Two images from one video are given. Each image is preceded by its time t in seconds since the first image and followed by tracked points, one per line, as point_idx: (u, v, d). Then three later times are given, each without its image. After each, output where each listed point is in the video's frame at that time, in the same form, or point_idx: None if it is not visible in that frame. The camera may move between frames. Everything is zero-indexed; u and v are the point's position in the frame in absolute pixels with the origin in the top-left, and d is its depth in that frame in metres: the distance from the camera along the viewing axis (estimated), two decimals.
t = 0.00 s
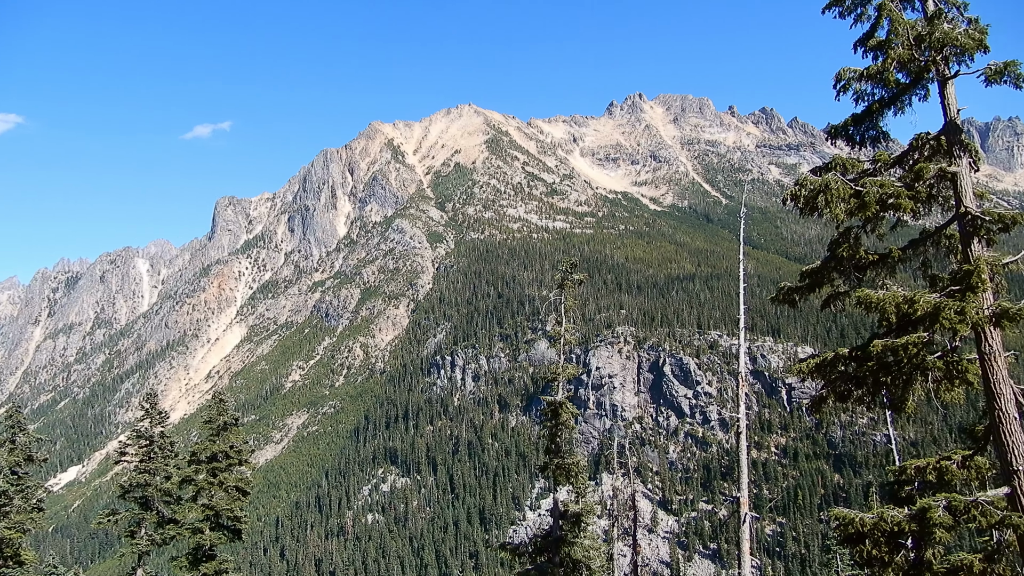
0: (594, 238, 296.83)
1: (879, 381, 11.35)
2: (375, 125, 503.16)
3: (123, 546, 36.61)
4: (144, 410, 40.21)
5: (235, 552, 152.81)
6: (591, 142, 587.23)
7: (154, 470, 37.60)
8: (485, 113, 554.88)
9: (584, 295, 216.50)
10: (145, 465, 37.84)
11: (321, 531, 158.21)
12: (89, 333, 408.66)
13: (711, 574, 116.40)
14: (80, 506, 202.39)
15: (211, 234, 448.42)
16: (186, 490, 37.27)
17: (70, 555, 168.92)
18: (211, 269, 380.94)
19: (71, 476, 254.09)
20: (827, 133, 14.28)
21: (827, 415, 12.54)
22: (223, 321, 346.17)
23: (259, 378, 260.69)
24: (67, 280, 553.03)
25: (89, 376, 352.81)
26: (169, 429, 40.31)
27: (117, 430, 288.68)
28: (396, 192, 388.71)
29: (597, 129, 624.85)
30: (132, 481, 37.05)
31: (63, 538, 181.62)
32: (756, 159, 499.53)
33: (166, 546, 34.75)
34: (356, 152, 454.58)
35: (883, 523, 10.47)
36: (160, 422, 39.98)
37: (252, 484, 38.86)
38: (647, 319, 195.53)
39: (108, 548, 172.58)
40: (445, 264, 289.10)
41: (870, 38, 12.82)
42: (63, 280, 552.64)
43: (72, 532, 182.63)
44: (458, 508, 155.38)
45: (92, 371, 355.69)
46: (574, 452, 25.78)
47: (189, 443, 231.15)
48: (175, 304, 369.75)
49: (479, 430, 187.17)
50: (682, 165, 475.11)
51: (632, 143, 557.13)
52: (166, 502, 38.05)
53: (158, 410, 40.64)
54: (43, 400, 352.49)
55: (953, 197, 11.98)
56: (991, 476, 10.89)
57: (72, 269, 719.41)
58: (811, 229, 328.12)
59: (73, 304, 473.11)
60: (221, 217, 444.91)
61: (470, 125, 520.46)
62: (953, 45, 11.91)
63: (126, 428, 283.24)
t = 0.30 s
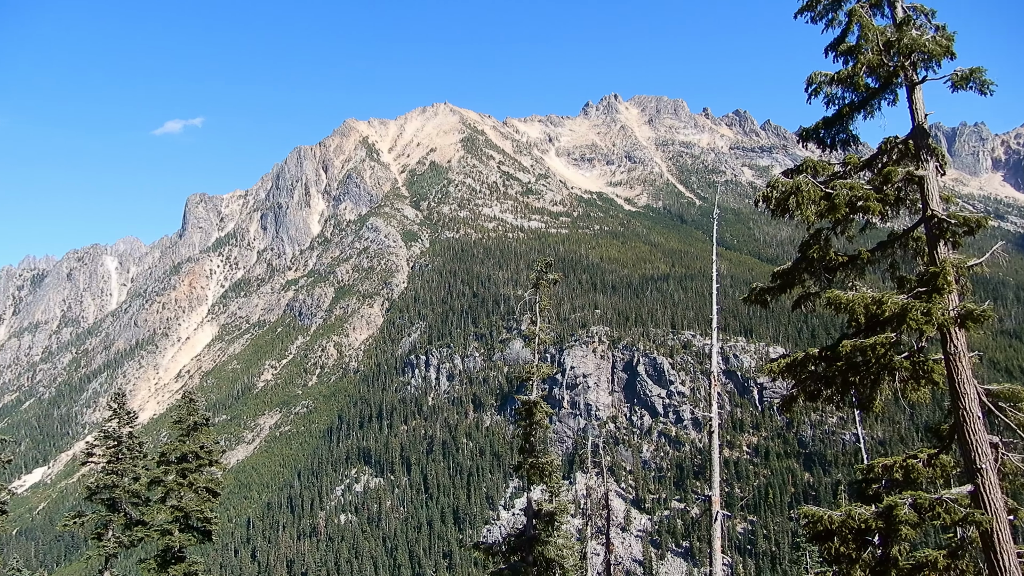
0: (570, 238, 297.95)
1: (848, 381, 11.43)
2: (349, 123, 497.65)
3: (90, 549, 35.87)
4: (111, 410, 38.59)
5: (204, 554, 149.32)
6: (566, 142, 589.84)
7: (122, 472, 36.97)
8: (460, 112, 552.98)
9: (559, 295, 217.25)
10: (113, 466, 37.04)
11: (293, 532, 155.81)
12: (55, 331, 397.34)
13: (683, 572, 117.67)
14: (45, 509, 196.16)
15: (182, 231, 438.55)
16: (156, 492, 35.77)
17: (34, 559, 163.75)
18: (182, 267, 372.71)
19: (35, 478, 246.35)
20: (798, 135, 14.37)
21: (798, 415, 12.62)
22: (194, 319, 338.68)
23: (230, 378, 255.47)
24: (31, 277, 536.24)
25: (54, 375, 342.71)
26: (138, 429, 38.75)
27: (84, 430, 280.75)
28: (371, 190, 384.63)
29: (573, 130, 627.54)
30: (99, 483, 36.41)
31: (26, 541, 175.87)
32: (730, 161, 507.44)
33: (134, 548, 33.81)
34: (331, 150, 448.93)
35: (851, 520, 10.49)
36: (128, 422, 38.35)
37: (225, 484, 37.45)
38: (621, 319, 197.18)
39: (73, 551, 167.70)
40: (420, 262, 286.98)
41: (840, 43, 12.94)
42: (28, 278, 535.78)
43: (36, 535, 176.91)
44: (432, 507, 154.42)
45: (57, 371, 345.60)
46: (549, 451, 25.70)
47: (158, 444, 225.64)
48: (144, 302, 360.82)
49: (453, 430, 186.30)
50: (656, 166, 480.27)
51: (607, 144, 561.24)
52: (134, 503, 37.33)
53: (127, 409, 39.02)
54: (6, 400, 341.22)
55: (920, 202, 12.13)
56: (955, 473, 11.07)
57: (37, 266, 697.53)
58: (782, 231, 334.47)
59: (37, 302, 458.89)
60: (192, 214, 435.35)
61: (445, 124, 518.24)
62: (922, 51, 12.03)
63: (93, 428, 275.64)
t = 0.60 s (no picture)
0: (545, 238, 298.57)
1: (819, 381, 11.47)
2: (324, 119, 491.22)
3: (54, 551, 34.51)
4: (77, 408, 37.21)
5: (173, 556, 145.54)
6: (542, 142, 591.31)
7: (89, 472, 35.52)
8: (436, 110, 550.03)
9: (534, 295, 217.77)
10: (79, 466, 35.61)
11: (265, 533, 153.01)
12: (20, 330, 384.51)
13: (655, 570, 118.82)
14: (7, 511, 189.36)
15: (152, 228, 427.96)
16: (123, 492, 34.59)
17: None
18: (152, 265, 363.60)
19: None
20: (771, 139, 14.42)
21: (768, 414, 12.73)
22: (164, 317, 330.40)
23: (201, 377, 249.73)
24: None
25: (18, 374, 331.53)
26: (106, 428, 37.55)
27: (49, 430, 271.88)
28: (346, 188, 380.15)
29: (549, 130, 629.49)
30: (65, 483, 34.82)
31: None
32: (704, 163, 514.31)
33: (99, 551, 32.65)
34: (305, 147, 442.49)
35: (818, 519, 10.54)
36: (96, 422, 37.10)
37: (194, 484, 36.33)
38: (596, 319, 198.46)
39: (38, 553, 162.48)
40: (395, 261, 284.39)
41: (813, 47, 12.96)
42: None
43: None
44: (405, 507, 153.10)
45: (21, 370, 334.28)
46: (522, 450, 25.58)
47: (125, 445, 219.65)
48: (111, 300, 351.13)
49: (427, 429, 185.24)
50: (631, 168, 484.68)
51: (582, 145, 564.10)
52: (101, 504, 35.98)
53: (94, 409, 37.69)
54: None
55: (888, 203, 12.29)
56: (920, 472, 11.22)
57: None
58: (754, 232, 340.16)
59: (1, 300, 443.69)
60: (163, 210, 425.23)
61: (421, 122, 514.97)
62: (892, 56, 12.16)
63: (59, 428, 267.10)
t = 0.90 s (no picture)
0: (520, 238, 298.84)
1: (788, 381, 11.55)
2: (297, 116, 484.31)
3: (17, 554, 33.22)
4: (42, 408, 36.10)
5: (139, 557, 140.90)
6: (517, 142, 591.77)
7: (53, 473, 34.40)
8: (411, 108, 546.24)
9: (508, 295, 217.90)
10: (43, 467, 34.50)
11: (234, 534, 149.80)
12: None
13: (627, 568, 119.97)
14: None
15: (120, 225, 416.84)
16: (88, 494, 33.28)
17: None
18: (120, 262, 354.11)
19: None
20: (744, 141, 14.49)
21: (739, 413, 12.79)
22: (132, 315, 321.77)
23: (169, 376, 243.78)
24: None
25: None
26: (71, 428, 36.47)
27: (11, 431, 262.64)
28: (319, 186, 374.95)
29: (524, 130, 629.95)
30: (28, 484, 33.67)
31: None
32: (677, 165, 520.81)
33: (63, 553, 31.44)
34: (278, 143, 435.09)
35: (788, 516, 10.55)
36: (60, 421, 36.03)
37: (163, 485, 35.17)
38: (570, 319, 199.47)
39: None
40: (369, 260, 281.44)
41: (784, 51, 13.11)
42: None
43: None
44: (378, 508, 151.47)
45: None
46: (495, 450, 25.39)
47: (91, 446, 212.87)
48: (77, 298, 340.97)
49: (400, 429, 183.73)
50: (606, 168, 488.53)
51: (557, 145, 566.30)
52: (66, 506, 34.75)
53: (59, 408, 36.63)
54: None
55: (857, 207, 12.43)
56: (886, 470, 11.36)
57: None
58: (726, 234, 345.83)
59: None
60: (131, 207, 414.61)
61: (396, 120, 511.19)
62: (861, 61, 12.35)
63: (21, 429, 258.19)
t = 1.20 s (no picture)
0: (492, 237, 298.31)
1: (754, 380, 11.65)
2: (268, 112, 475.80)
3: None
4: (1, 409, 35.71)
5: (103, 560, 135.71)
6: (490, 142, 591.13)
7: (14, 474, 33.81)
8: (384, 106, 541.26)
9: (480, 295, 217.53)
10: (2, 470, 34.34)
11: (201, 535, 145.93)
12: None
13: (597, 566, 120.89)
14: None
15: (85, 221, 404.85)
16: (50, 495, 31.98)
17: None
18: (84, 259, 343.55)
19: None
20: (714, 144, 14.55)
21: (708, 413, 12.87)
22: (98, 313, 312.18)
23: (135, 375, 236.72)
24: None
25: None
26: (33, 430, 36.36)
27: None
28: (290, 183, 368.66)
29: (497, 130, 629.46)
30: None
31: None
32: (649, 166, 526.69)
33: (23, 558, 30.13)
34: (248, 140, 427.31)
35: (756, 513, 10.64)
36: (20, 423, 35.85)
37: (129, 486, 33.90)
38: (541, 319, 200.08)
39: None
40: (340, 258, 277.55)
41: (755, 55, 13.22)
42: None
43: None
44: (348, 508, 149.15)
45: None
46: (468, 449, 25.21)
47: (52, 447, 205.63)
48: (40, 295, 329.77)
49: (371, 428, 181.55)
50: (579, 168, 491.31)
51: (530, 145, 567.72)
52: (27, 508, 33.73)
53: (19, 408, 36.27)
54: None
55: (825, 209, 12.63)
56: (850, 468, 11.58)
57: None
58: (696, 235, 351.13)
59: None
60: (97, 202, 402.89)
61: (368, 118, 506.07)
62: (828, 67, 12.53)
63: None
